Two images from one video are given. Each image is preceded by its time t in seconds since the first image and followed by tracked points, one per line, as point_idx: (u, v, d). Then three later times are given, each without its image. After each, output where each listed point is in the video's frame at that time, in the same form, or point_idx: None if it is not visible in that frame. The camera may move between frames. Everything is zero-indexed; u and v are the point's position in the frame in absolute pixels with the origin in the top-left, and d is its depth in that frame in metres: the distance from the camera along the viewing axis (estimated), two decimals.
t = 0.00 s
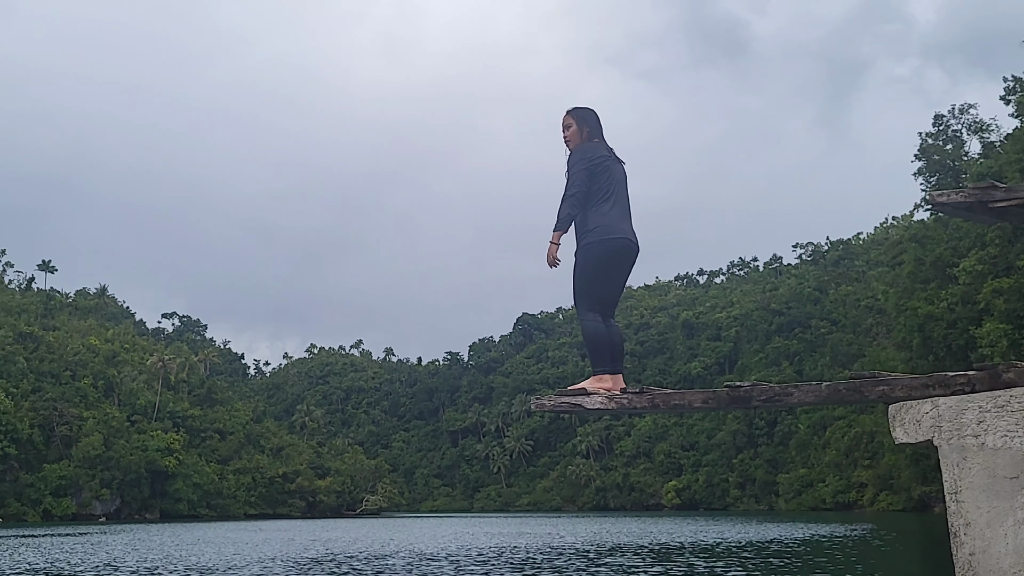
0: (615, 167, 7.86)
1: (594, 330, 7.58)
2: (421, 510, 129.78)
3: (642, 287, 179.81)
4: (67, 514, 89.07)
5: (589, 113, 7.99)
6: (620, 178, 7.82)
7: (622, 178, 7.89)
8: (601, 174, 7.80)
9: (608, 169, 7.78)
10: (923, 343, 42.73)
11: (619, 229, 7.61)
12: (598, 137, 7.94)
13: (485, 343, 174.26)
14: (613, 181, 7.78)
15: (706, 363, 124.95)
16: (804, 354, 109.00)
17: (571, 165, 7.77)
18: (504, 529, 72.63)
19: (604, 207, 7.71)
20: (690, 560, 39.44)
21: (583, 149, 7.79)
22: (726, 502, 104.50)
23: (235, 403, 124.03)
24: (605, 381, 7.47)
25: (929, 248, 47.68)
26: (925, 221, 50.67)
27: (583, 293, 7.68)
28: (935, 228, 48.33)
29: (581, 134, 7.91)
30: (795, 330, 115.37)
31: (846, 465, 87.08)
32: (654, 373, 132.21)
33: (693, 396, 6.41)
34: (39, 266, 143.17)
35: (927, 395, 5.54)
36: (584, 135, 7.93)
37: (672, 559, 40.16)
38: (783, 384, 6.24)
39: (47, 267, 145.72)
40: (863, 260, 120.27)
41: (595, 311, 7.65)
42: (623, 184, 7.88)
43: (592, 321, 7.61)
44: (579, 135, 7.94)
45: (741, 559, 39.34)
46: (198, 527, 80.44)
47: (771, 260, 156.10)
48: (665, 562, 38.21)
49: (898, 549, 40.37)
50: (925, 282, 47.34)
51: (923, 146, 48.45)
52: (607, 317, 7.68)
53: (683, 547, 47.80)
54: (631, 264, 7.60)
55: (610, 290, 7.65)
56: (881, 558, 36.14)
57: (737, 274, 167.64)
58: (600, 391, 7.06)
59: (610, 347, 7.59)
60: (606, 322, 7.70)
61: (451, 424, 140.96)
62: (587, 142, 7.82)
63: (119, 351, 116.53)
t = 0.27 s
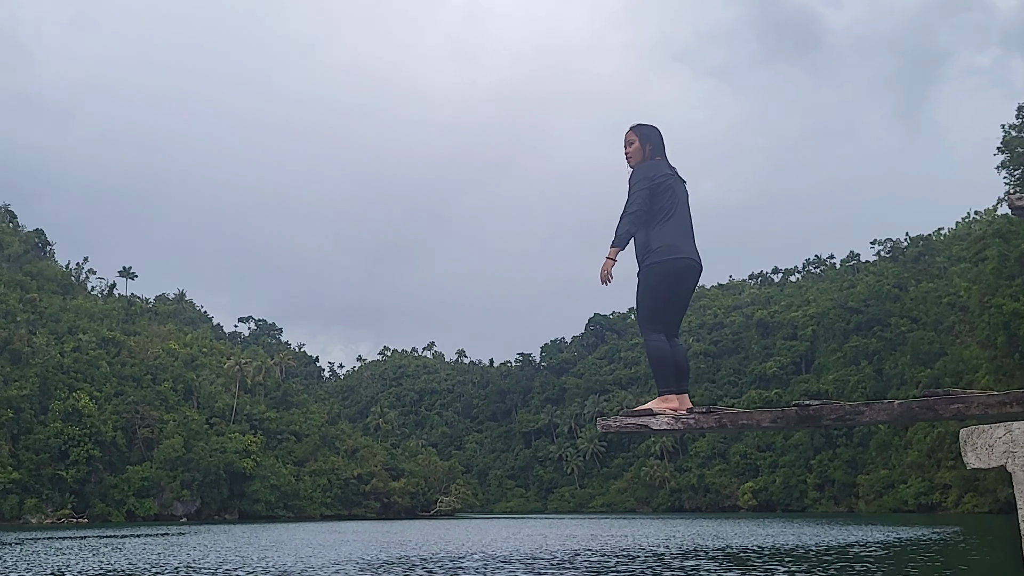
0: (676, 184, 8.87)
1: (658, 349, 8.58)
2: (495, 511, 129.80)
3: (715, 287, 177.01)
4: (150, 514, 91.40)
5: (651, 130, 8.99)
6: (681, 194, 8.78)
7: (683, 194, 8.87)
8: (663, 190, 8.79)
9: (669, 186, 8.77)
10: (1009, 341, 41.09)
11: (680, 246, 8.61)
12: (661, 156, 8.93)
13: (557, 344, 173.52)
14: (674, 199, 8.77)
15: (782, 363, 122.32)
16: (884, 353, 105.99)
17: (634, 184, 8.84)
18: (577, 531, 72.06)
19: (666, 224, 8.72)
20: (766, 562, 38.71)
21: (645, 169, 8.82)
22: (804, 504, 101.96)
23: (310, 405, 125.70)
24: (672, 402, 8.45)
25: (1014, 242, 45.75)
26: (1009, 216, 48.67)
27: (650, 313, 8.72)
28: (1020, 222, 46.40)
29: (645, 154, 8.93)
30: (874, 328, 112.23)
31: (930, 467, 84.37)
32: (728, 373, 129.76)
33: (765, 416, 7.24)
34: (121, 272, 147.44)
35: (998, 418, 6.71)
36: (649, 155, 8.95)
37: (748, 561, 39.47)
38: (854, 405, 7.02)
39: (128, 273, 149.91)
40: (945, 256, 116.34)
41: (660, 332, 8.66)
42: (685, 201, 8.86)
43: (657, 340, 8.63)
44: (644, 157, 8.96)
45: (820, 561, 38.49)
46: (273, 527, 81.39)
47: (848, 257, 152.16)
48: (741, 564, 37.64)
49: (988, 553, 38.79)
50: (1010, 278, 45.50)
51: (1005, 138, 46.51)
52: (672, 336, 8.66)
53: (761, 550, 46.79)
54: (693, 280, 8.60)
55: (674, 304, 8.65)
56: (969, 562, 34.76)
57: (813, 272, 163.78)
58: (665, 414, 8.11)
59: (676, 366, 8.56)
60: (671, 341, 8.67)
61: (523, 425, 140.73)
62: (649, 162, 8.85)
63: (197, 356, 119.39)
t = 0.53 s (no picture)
0: (725, 183, 9.42)
1: (710, 347, 9.29)
2: (550, 507, 129.63)
3: (772, 282, 174.48)
4: (210, 509, 93.05)
5: (700, 129, 9.52)
6: (731, 192, 9.36)
7: (732, 192, 9.43)
8: (715, 189, 9.37)
9: (719, 187, 9.35)
10: None
11: (733, 245, 9.23)
12: (711, 155, 9.48)
13: (611, 340, 172.53)
14: (725, 199, 9.36)
15: (840, 358, 120.18)
16: (945, 347, 103.63)
17: (687, 183, 9.40)
18: (634, 528, 71.58)
19: (718, 223, 9.32)
20: (823, 558, 38.34)
21: (697, 167, 9.35)
22: (863, 500, 99.91)
23: (365, 402, 126.73)
24: (724, 400, 9.25)
25: None
26: None
27: (702, 311, 9.39)
28: None
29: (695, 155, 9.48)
30: (935, 322, 109.67)
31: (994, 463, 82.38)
32: (785, 369, 127.65)
33: (825, 418, 8.62)
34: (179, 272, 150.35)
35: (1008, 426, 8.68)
36: (699, 155, 9.49)
37: (804, 557, 39.17)
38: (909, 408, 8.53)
39: (186, 273, 152.72)
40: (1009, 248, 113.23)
41: (712, 330, 9.36)
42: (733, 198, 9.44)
43: (710, 339, 9.32)
44: (695, 155, 9.50)
45: (879, 558, 38.04)
46: (329, 523, 82.19)
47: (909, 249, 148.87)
48: (797, 560, 37.40)
49: None
50: None
51: None
52: (723, 334, 9.38)
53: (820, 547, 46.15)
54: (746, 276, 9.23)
55: (727, 300, 9.32)
56: None
57: (873, 266, 160.49)
58: (718, 413, 9.01)
59: (727, 364, 9.31)
60: (723, 338, 9.38)
61: (578, 421, 140.31)
62: (700, 161, 9.38)
63: (255, 354, 121.43)
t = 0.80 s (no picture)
0: (749, 165, 9.07)
1: (732, 331, 9.02)
2: (575, 477, 130.02)
3: (799, 251, 172.82)
4: (238, 479, 94.19)
5: (725, 108, 9.15)
6: (756, 175, 9.01)
7: (756, 174, 9.08)
8: (740, 172, 9.03)
9: (744, 169, 9.00)
10: None
11: (755, 228, 8.90)
12: (734, 137, 9.13)
13: (636, 311, 171.95)
14: (750, 180, 9.01)
15: (868, 328, 118.93)
16: (975, 318, 102.15)
17: (710, 166, 9.06)
18: (659, 498, 71.56)
19: (741, 205, 9.00)
20: (849, 530, 37.97)
21: (723, 148, 9.01)
22: (890, 470, 99.42)
23: (390, 373, 127.34)
24: (746, 383, 8.99)
25: None
26: None
27: (724, 295, 9.11)
28: None
29: (721, 134, 9.11)
30: (965, 292, 108.07)
31: None
32: (811, 339, 126.66)
33: (846, 400, 8.31)
34: (206, 245, 151.52)
35: None
36: (724, 135, 9.14)
37: (830, 529, 38.81)
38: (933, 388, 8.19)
39: (212, 245, 153.86)
40: None
41: (735, 314, 9.09)
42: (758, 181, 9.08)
43: (732, 324, 9.06)
44: (719, 135, 9.15)
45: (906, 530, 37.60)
46: (356, 492, 83.00)
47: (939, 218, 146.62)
48: (822, 532, 37.10)
49: None
50: None
51: None
52: (746, 319, 9.10)
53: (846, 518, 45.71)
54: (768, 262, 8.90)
55: (750, 285, 9.00)
56: None
57: (902, 235, 158.32)
58: (739, 396, 8.77)
59: (749, 347, 9.03)
60: (745, 323, 9.10)
61: (603, 391, 140.25)
62: (725, 142, 9.02)
63: (281, 326, 122.34)
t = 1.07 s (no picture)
0: (760, 109, 9.21)
1: (747, 275, 9.14)
2: (588, 429, 130.81)
3: (814, 203, 171.51)
4: (253, 431, 95.01)
5: (737, 51, 9.26)
6: (767, 120, 9.16)
7: (766, 119, 9.23)
8: (752, 115, 9.16)
9: (756, 112, 9.14)
10: None
11: (768, 170, 9.02)
12: (744, 82, 9.25)
13: (649, 264, 171.44)
14: (761, 125, 9.16)
15: (882, 281, 118.24)
16: (990, 270, 101.33)
17: (722, 111, 9.18)
18: (671, 450, 71.93)
19: (753, 148, 9.14)
20: (860, 482, 38.12)
21: (735, 91, 9.12)
22: (902, 422, 99.61)
23: (403, 326, 127.70)
24: (760, 326, 9.14)
25: None
26: None
27: (738, 239, 9.20)
28: None
29: (731, 79, 9.23)
30: (981, 244, 107.04)
31: None
32: (825, 292, 125.99)
33: (859, 345, 8.47)
34: (217, 198, 151.45)
35: None
36: (734, 79, 9.25)
37: (841, 480, 38.95)
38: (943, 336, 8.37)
39: (224, 198, 153.81)
40: None
41: (749, 258, 9.18)
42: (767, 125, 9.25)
43: (746, 265, 9.16)
44: (729, 80, 9.27)
45: (918, 481, 37.72)
46: (369, 445, 83.59)
47: (956, 169, 144.84)
48: (834, 483, 37.25)
49: None
50: None
51: None
52: (760, 262, 9.21)
53: (857, 469, 45.89)
54: (781, 202, 9.04)
55: (765, 227, 9.10)
56: None
57: (918, 186, 156.62)
58: (754, 340, 8.89)
59: (764, 292, 9.16)
60: (759, 267, 9.22)
61: (615, 344, 140.38)
62: (737, 86, 9.14)
63: (294, 279, 122.66)
